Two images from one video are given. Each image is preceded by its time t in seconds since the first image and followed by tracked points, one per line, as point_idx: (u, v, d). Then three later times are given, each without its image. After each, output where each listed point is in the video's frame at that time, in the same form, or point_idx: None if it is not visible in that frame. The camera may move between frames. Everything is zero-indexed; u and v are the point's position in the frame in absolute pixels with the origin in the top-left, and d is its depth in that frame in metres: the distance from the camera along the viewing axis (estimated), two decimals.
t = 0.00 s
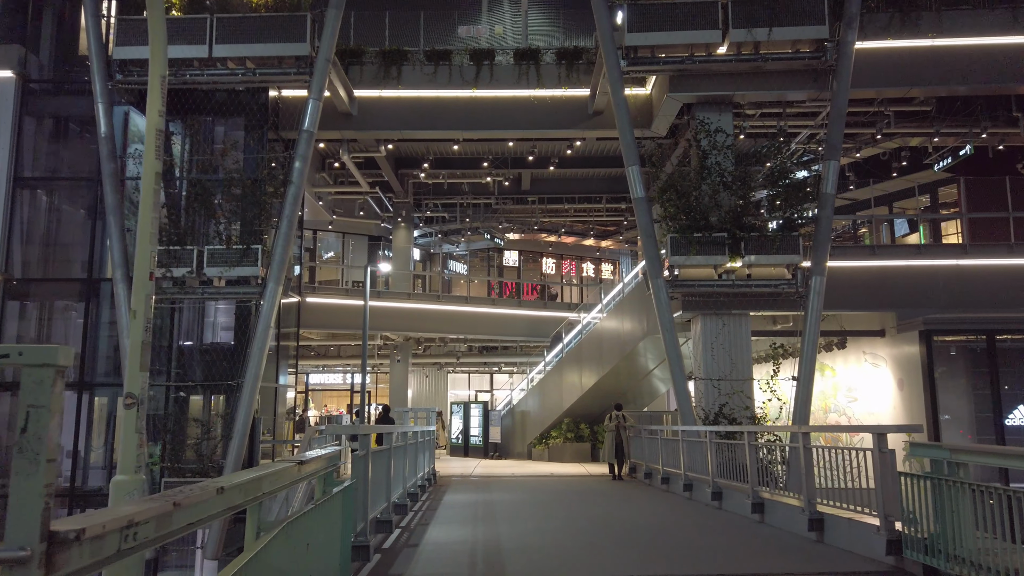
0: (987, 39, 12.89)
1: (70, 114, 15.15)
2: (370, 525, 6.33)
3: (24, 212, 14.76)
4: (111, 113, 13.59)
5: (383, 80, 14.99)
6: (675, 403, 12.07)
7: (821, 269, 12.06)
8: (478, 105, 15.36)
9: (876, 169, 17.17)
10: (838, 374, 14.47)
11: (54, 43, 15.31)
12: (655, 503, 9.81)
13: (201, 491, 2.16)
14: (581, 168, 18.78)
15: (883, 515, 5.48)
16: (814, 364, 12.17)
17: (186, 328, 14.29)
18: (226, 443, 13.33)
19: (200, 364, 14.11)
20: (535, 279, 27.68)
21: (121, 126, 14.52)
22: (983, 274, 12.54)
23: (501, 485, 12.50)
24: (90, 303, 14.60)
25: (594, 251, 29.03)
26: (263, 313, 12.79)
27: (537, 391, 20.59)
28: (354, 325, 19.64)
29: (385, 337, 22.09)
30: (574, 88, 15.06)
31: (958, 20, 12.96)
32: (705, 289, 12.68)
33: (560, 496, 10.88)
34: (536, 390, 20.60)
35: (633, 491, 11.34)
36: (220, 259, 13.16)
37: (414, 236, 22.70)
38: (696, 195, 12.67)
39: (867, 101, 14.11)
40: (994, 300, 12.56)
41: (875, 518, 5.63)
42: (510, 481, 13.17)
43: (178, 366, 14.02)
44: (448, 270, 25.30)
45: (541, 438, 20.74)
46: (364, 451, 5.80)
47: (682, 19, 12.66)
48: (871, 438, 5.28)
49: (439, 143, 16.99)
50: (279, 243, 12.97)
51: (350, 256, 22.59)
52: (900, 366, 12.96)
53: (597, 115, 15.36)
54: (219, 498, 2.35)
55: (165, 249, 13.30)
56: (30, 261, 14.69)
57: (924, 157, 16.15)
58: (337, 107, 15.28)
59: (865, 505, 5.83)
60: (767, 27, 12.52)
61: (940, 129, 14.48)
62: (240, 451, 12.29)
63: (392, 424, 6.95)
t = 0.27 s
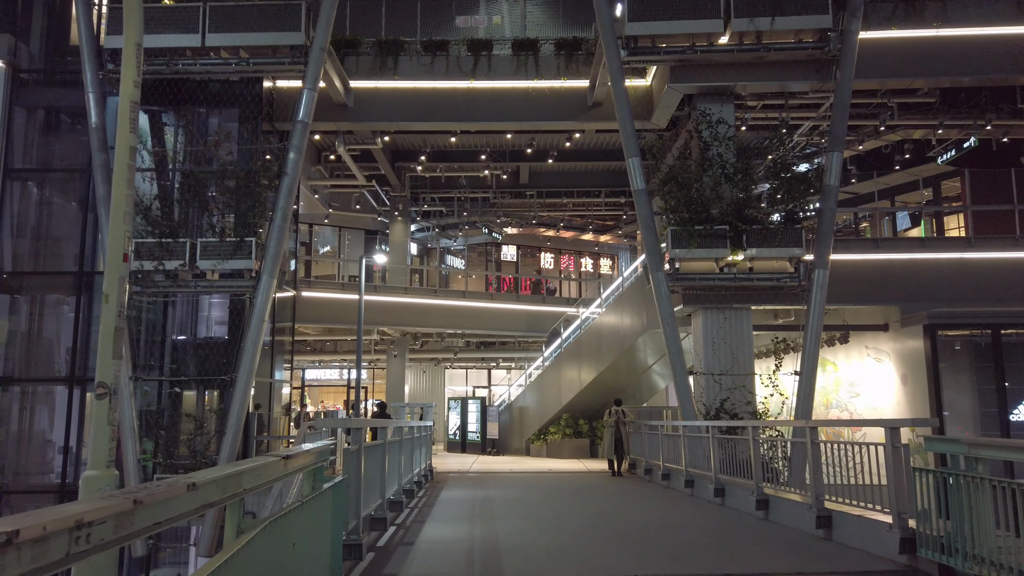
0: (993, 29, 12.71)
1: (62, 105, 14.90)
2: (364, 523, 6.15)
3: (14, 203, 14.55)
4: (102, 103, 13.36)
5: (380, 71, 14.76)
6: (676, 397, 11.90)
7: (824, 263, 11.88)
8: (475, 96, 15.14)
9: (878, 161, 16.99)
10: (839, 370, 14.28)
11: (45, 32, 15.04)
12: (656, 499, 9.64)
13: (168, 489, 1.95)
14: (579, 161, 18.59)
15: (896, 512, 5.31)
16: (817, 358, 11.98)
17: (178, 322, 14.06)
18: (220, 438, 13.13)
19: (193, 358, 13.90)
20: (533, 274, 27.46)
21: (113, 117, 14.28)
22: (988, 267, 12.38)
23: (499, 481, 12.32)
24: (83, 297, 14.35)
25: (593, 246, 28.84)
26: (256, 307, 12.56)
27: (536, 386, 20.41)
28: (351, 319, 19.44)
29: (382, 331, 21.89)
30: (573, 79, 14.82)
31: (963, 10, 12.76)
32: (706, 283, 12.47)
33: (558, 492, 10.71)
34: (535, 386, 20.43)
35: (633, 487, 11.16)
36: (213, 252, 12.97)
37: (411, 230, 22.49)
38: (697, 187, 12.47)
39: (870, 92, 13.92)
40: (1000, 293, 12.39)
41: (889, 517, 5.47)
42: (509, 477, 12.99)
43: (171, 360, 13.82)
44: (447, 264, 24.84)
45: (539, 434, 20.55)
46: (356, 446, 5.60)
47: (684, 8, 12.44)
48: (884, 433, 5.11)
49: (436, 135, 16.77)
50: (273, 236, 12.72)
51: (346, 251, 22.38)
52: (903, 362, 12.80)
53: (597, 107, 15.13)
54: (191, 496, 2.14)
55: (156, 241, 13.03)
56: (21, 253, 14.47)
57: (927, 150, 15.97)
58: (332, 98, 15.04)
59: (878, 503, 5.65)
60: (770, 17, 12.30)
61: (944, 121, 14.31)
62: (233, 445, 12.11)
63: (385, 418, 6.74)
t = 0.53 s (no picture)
0: (999, 21, 12.51)
1: (53, 98, 14.65)
2: (358, 525, 5.96)
3: (4, 197, 14.30)
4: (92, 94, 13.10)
5: (376, 63, 14.52)
6: (677, 395, 11.73)
7: (827, 258, 11.69)
8: (473, 89, 14.91)
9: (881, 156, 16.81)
10: (841, 366, 13.99)
11: (35, 22, 14.71)
12: (657, 499, 9.47)
13: (124, 503, 1.73)
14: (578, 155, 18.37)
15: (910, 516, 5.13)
16: (820, 355, 11.80)
17: (172, 318, 13.84)
18: (213, 436, 12.91)
19: (186, 355, 13.66)
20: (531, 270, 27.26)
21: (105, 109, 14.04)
22: (994, 263, 12.19)
23: (497, 480, 12.15)
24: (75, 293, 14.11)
25: (591, 241, 28.63)
26: (250, 303, 12.34)
27: (534, 383, 20.24)
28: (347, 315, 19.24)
29: (379, 327, 21.70)
30: (572, 71, 14.60)
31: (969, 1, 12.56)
32: (707, 278, 12.27)
33: (557, 491, 10.54)
34: (533, 382, 20.26)
35: (633, 486, 10.98)
36: (206, 246, 12.67)
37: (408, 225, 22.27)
38: (699, 180, 12.27)
39: (873, 85, 13.73)
40: (1006, 289, 12.20)
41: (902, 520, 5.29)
42: (506, 476, 12.82)
43: (164, 357, 13.62)
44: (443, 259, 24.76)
45: (537, 431, 20.39)
46: (347, 447, 5.39)
47: None
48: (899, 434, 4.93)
49: (433, 128, 16.55)
50: (267, 230, 12.49)
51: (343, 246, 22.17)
52: (906, 359, 12.55)
53: (596, 100, 14.91)
54: (154, 509, 1.92)
55: (148, 236, 12.76)
56: (12, 248, 14.23)
57: (931, 144, 15.79)
58: (328, 90, 14.80)
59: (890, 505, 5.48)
60: (772, 8, 12.08)
61: (948, 115, 14.12)
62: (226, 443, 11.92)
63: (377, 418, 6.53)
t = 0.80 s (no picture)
0: (1004, 10, 12.31)
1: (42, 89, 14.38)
2: (347, 524, 5.76)
3: None
4: (81, 84, 12.85)
5: (371, 54, 14.28)
6: (677, 390, 11.54)
7: (829, 251, 11.50)
8: (469, 80, 14.67)
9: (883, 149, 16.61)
10: (842, 362, 14.01)
11: (23, 11, 14.43)
12: (657, 496, 9.29)
13: (63, 504, 1.53)
14: (576, 148, 18.16)
15: (922, 515, 4.96)
16: (822, 349, 11.61)
17: (163, 311, 13.63)
18: (204, 432, 12.72)
19: (179, 348, 13.47)
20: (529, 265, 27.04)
21: (93, 98, 13.72)
22: (998, 257, 12.01)
23: (493, 476, 11.96)
24: (66, 286, 13.84)
25: (590, 237, 28.42)
26: (242, 296, 12.10)
27: (531, 378, 20.06)
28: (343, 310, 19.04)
29: (374, 322, 21.49)
30: (570, 62, 14.38)
31: None
32: (707, 272, 12.07)
33: (555, 488, 10.36)
34: (530, 378, 20.07)
35: (633, 483, 10.81)
36: (197, 239, 12.49)
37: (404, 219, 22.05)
38: (699, 172, 12.06)
39: (876, 75, 13.54)
40: (1011, 283, 12.01)
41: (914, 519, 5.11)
42: (503, 472, 12.64)
43: (155, 350, 13.43)
44: (441, 255, 24.46)
45: (535, 427, 20.20)
46: (336, 442, 5.20)
47: None
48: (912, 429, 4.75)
49: (429, 120, 16.31)
50: (259, 222, 12.25)
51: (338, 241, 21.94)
52: (910, 354, 12.35)
53: (595, 91, 14.69)
54: (103, 510, 1.72)
55: (138, 228, 12.55)
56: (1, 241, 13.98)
57: (933, 137, 15.61)
58: (322, 81, 14.55)
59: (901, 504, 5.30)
60: None
61: (951, 106, 13.94)
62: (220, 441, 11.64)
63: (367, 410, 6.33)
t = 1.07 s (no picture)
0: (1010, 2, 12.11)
1: (31, 81, 14.07)
2: (337, 529, 5.55)
3: None
4: (70, 76, 12.56)
5: (366, 46, 14.06)
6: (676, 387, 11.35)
7: (831, 246, 11.31)
8: (466, 73, 14.43)
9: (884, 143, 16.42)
10: (843, 358, 13.88)
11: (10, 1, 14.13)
12: (658, 496, 9.10)
13: None
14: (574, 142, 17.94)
15: (936, 519, 4.77)
16: (824, 346, 11.42)
17: (154, 307, 13.39)
18: (196, 430, 12.54)
19: (171, 344, 13.24)
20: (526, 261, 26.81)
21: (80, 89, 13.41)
22: (1003, 252, 11.82)
23: (490, 475, 11.77)
24: (56, 282, 13.59)
25: (587, 232, 28.19)
26: (234, 292, 11.88)
27: (529, 375, 19.86)
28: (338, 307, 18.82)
29: (370, 319, 21.26)
30: (568, 54, 14.15)
31: None
32: (708, 267, 11.86)
33: (553, 487, 10.17)
34: (527, 375, 19.88)
35: (632, 482, 10.63)
36: (188, 234, 12.25)
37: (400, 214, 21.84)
38: (699, 166, 11.85)
39: (879, 68, 13.36)
40: (1015, 279, 11.84)
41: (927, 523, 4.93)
42: (500, 471, 12.43)
43: (145, 347, 13.20)
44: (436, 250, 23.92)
45: (532, 424, 20.00)
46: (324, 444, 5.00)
47: None
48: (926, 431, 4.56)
49: (425, 114, 16.08)
50: (251, 217, 12.02)
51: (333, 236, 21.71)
52: (912, 350, 12.19)
53: (593, 84, 14.46)
54: (36, 533, 1.53)
55: (128, 222, 12.32)
56: None
57: (936, 130, 15.42)
58: (315, 73, 14.31)
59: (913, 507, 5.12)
60: None
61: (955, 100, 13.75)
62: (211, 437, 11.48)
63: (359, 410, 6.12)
